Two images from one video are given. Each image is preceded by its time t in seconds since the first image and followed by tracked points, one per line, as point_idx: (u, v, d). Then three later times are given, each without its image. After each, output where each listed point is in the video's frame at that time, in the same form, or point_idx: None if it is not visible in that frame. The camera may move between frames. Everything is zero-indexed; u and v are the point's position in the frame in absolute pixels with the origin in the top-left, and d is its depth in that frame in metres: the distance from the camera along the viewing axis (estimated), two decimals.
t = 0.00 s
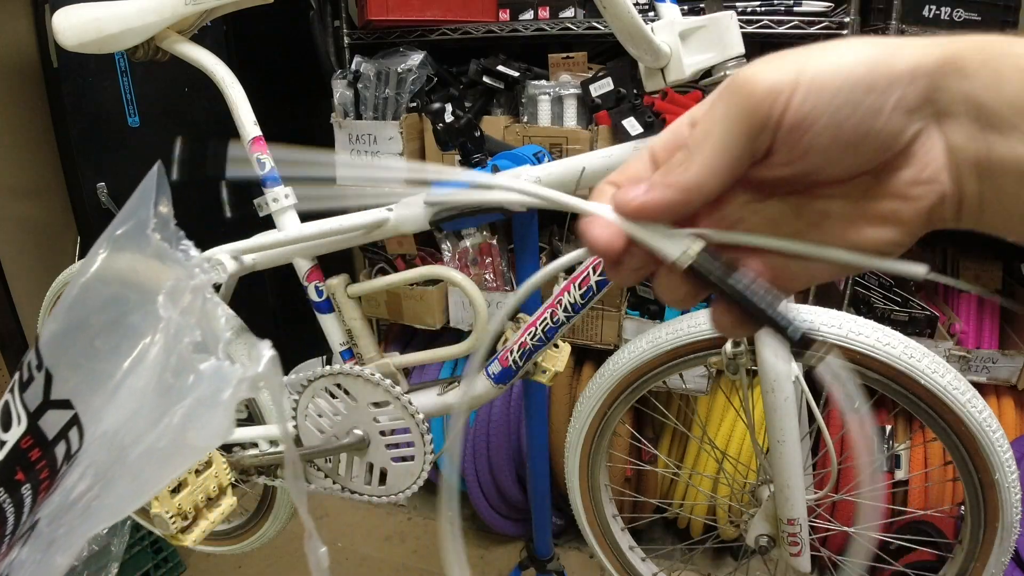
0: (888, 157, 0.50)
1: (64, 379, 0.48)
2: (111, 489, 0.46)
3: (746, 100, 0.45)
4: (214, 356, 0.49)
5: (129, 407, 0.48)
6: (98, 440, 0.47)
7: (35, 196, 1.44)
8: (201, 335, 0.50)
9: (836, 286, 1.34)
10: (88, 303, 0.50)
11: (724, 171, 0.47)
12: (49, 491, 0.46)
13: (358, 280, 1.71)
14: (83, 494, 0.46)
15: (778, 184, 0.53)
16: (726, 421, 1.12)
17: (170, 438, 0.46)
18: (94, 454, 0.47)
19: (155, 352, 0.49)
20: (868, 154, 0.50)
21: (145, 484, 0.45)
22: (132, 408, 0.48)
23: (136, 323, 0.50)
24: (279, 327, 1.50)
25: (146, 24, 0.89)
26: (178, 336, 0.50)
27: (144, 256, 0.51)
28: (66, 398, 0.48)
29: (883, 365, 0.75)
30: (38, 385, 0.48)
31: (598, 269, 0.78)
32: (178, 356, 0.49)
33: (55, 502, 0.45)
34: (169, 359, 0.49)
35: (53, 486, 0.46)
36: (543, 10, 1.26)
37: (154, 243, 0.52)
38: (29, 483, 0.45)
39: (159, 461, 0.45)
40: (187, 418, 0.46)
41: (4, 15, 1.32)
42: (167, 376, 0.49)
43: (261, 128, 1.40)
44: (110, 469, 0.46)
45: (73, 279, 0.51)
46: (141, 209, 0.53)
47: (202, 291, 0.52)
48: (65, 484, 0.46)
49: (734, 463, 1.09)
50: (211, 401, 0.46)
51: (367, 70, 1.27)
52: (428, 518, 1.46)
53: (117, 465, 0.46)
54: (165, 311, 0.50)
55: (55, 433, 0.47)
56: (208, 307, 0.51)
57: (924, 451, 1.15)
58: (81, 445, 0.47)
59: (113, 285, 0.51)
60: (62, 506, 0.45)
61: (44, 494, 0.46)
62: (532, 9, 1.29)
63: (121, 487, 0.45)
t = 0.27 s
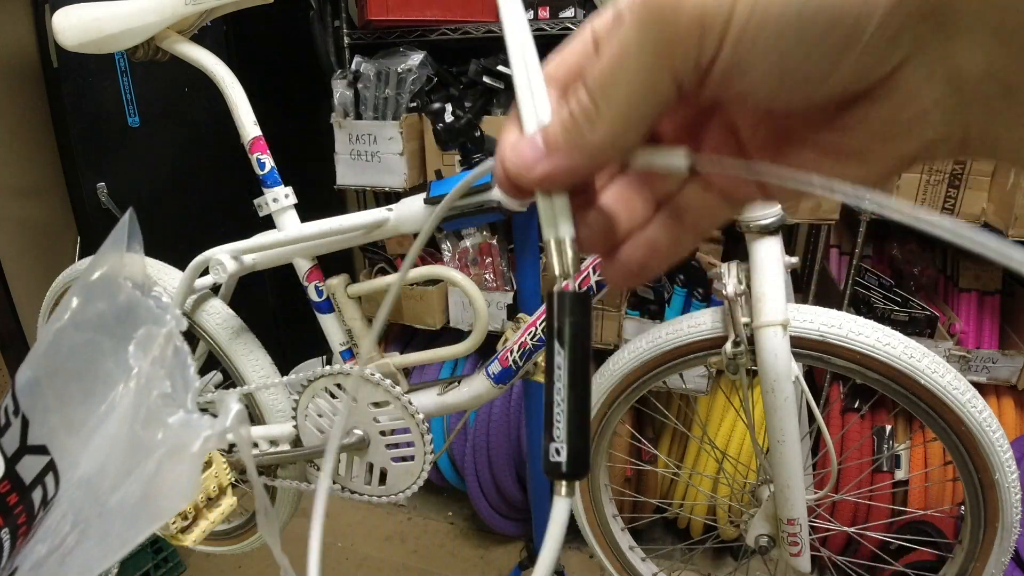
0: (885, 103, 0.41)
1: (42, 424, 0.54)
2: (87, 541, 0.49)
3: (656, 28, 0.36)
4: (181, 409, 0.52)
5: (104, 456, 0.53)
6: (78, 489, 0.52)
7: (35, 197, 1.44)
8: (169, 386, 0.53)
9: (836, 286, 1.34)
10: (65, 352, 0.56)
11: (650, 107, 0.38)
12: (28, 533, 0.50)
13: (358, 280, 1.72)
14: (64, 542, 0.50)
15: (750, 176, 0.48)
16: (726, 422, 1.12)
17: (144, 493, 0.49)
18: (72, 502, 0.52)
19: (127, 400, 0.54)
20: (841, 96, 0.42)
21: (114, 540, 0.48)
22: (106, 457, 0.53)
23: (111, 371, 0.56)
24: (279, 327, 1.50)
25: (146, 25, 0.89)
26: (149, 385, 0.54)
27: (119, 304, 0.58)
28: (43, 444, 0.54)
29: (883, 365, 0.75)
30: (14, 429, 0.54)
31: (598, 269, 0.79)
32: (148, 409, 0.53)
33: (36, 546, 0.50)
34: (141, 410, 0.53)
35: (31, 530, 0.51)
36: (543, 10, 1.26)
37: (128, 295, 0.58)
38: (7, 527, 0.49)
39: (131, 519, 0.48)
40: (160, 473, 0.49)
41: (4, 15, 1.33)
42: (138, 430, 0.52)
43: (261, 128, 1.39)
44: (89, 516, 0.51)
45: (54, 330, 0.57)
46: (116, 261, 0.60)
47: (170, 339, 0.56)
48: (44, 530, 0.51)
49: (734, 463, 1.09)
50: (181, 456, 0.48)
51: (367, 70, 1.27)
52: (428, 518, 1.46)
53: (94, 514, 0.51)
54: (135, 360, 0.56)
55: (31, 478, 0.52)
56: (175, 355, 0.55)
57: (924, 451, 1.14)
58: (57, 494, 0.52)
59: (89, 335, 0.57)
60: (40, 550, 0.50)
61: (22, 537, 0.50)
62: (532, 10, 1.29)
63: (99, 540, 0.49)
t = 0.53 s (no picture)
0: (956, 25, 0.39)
1: (43, 440, 0.55)
2: (93, 556, 0.54)
3: None
4: (180, 429, 0.57)
5: (103, 473, 0.56)
6: (80, 503, 0.55)
7: (36, 197, 1.44)
8: (169, 407, 0.57)
9: (836, 286, 1.34)
10: (63, 369, 0.57)
11: None
12: (29, 547, 0.51)
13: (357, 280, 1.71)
14: (65, 559, 0.53)
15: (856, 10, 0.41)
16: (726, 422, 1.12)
17: (145, 514, 0.55)
18: (74, 515, 0.54)
19: (126, 417, 0.57)
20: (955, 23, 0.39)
21: (121, 556, 0.54)
22: (106, 475, 0.55)
23: (110, 388, 0.58)
24: (279, 327, 1.50)
25: (146, 25, 0.89)
26: (149, 405, 0.57)
27: (119, 320, 0.59)
28: (44, 460, 0.54)
29: (883, 365, 0.75)
30: (15, 444, 0.54)
31: (598, 269, 0.78)
32: (147, 430, 0.56)
33: (39, 561, 0.52)
34: (140, 430, 0.56)
35: (31, 544, 0.52)
36: (542, 10, 1.26)
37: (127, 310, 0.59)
38: (8, 540, 0.50)
39: (136, 538, 0.54)
40: (160, 493, 0.56)
41: (4, 15, 1.33)
42: (138, 449, 0.56)
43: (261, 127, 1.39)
44: (92, 535, 0.54)
45: (52, 343, 0.57)
46: (118, 274, 0.60)
47: (171, 357, 0.59)
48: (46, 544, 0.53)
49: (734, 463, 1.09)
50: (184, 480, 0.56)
51: (367, 70, 1.27)
52: (428, 518, 1.46)
53: (97, 530, 0.55)
54: (136, 378, 0.58)
55: (32, 492, 0.53)
56: (177, 374, 0.59)
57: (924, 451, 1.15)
58: (59, 507, 0.54)
59: (90, 350, 0.58)
60: (43, 566, 0.52)
61: (22, 552, 0.51)
62: (532, 10, 1.29)
63: (105, 555, 0.54)
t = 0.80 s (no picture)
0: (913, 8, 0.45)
1: (61, 443, 0.56)
2: (109, 561, 0.53)
3: None
4: (200, 432, 0.58)
5: (121, 476, 0.56)
6: (96, 505, 0.55)
7: (36, 197, 1.45)
8: (189, 410, 0.59)
9: (836, 286, 1.34)
10: (83, 374, 0.58)
11: None
12: (45, 547, 0.53)
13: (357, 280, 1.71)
14: (84, 563, 0.53)
15: None
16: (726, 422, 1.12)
17: (166, 517, 0.55)
18: (93, 517, 0.55)
19: (145, 421, 0.58)
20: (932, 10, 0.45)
21: (139, 560, 0.53)
22: (122, 479, 0.56)
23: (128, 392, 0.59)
24: (279, 327, 1.50)
25: (146, 25, 0.89)
26: (168, 409, 0.59)
27: (140, 328, 0.61)
28: (62, 461, 0.56)
29: (883, 365, 0.75)
30: (32, 445, 0.56)
31: (599, 268, 0.78)
32: (166, 433, 0.58)
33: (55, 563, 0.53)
34: (159, 433, 0.57)
35: (48, 545, 0.53)
36: (543, 10, 1.26)
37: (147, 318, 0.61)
38: (24, 541, 0.52)
39: (155, 541, 0.54)
40: (181, 496, 0.56)
41: (3, 15, 1.33)
42: (156, 452, 0.57)
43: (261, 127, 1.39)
44: (109, 539, 0.54)
45: (71, 348, 0.59)
46: (137, 283, 0.61)
47: (190, 362, 0.61)
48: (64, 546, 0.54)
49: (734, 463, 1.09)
50: (203, 481, 0.56)
51: (367, 70, 1.27)
52: (428, 518, 1.46)
53: (116, 533, 0.54)
54: (155, 382, 0.59)
55: (49, 494, 0.55)
56: (196, 380, 0.61)
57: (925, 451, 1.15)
58: (75, 509, 0.55)
59: (110, 355, 0.59)
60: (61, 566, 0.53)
61: (39, 552, 0.53)
62: (532, 10, 1.29)
63: (123, 558, 0.53)
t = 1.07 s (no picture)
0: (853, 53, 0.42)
1: (77, 438, 0.53)
2: (125, 560, 0.50)
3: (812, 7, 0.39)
4: (219, 429, 0.55)
5: (139, 473, 0.53)
6: (115, 503, 0.52)
7: (36, 196, 1.44)
8: (209, 407, 0.56)
9: (836, 286, 1.34)
10: (98, 372, 0.55)
11: None
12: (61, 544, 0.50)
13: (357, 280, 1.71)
14: (101, 560, 0.50)
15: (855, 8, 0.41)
16: (726, 422, 1.12)
17: (186, 512, 0.52)
18: (110, 516, 0.52)
19: (164, 417, 0.55)
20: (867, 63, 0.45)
21: (156, 557, 0.50)
22: (141, 475, 0.53)
23: (146, 390, 0.56)
24: (278, 327, 1.50)
25: (147, 25, 0.89)
26: (187, 405, 0.56)
27: (157, 326, 0.57)
28: (78, 457, 0.53)
29: (883, 365, 0.75)
30: (49, 441, 0.53)
31: (598, 268, 0.78)
32: (186, 429, 0.55)
33: (71, 561, 0.50)
34: (179, 429, 0.55)
35: (63, 542, 0.50)
36: (542, 10, 1.26)
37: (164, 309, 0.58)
38: (39, 537, 0.49)
39: (174, 536, 0.51)
40: (201, 491, 0.52)
41: (3, 15, 1.32)
42: (175, 447, 0.54)
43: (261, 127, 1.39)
44: (125, 538, 0.51)
45: (85, 345, 0.55)
46: (155, 280, 0.57)
47: (208, 359, 0.58)
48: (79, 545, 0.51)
49: (734, 463, 1.09)
50: (223, 477, 0.53)
51: (367, 70, 1.27)
52: (428, 518, 1.46)
53: (132, 533, 0.51)
54: (173, 380, 0.56)
55: (65, 490, 0.52)
56: (215, 377, 0.57)
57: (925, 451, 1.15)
58: (93, 506, 0.52)
59: (126, 351, 0.56)
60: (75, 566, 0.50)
61: (53, 549, 0.50)
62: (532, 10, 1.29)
63: (138, 561, 0.50)
